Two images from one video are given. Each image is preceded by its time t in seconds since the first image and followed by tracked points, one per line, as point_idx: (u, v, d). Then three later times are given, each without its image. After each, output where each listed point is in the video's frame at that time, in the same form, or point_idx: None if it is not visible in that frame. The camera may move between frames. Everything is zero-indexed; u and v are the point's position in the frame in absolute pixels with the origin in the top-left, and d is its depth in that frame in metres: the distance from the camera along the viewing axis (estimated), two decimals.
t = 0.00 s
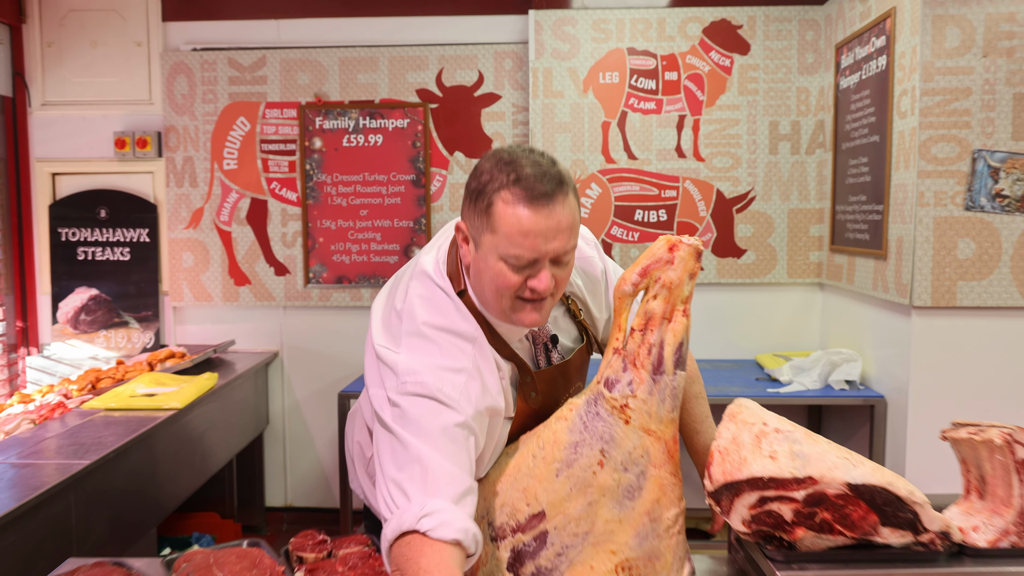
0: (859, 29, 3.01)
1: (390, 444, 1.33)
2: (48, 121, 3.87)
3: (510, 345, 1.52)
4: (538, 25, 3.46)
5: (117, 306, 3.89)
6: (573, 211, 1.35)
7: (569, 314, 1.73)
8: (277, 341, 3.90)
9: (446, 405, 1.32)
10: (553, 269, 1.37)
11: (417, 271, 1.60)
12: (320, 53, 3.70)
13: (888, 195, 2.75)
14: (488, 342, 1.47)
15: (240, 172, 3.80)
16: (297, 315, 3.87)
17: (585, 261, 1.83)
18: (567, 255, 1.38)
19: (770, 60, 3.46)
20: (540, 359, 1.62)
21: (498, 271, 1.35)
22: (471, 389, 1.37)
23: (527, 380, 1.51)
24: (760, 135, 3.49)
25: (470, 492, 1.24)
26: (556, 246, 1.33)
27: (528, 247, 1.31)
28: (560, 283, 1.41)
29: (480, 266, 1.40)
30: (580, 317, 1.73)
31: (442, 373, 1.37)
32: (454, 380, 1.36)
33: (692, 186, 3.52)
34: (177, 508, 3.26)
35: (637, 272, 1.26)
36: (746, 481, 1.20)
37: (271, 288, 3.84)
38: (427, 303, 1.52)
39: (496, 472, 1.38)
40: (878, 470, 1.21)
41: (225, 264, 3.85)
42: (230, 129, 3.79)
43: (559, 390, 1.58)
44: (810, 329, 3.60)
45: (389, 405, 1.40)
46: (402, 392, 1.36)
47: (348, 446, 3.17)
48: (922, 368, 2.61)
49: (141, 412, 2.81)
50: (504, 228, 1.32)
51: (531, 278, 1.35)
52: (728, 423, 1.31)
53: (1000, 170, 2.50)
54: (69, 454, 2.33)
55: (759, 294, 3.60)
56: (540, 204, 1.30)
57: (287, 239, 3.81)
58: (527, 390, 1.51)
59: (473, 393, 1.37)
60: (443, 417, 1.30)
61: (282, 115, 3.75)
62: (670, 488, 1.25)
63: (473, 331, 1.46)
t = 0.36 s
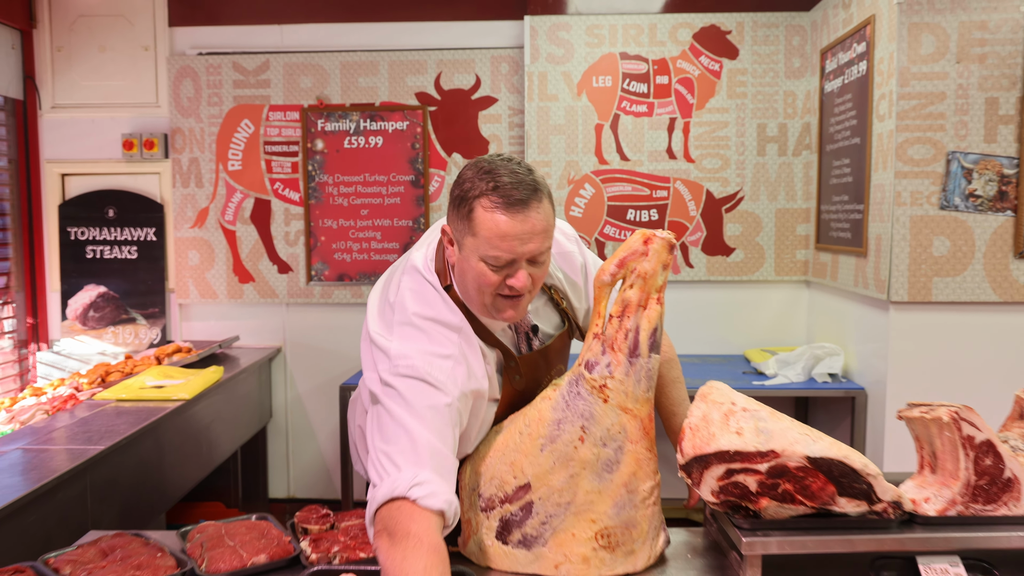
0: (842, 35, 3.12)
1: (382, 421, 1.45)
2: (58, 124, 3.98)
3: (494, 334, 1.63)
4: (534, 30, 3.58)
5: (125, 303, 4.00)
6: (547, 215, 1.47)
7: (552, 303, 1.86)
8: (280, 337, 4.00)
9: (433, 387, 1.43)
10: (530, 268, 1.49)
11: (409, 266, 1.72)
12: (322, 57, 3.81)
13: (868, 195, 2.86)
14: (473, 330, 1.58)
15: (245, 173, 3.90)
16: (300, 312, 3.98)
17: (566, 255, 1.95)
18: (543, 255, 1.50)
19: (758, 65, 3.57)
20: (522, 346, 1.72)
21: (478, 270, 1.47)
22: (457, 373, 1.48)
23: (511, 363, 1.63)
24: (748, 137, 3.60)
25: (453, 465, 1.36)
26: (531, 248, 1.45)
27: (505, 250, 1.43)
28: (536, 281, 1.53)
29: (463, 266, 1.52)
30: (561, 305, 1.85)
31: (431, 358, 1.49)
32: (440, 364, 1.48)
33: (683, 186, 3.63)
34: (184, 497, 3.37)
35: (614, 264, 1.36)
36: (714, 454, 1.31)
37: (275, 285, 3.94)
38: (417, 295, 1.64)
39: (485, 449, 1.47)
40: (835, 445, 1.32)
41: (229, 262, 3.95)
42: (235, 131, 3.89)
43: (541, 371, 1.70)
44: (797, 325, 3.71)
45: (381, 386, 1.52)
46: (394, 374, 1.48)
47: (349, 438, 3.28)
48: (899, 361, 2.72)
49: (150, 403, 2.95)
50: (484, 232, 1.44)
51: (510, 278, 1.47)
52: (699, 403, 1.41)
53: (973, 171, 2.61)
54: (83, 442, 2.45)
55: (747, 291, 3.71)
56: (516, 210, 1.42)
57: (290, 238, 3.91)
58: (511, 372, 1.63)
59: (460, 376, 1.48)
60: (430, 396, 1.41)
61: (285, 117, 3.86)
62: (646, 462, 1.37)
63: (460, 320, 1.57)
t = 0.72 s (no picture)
0: (835, 42, 3.19)
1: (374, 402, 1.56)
2: (67, 128, 4.04)
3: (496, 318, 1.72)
4: (534, 37, 3.66)
5: (133, 304, 4.08)
6: (548, 197, 1.56)
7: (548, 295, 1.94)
8: (285, 337, 4.07)
9: (422, 371, 1.53)
10: (536, 246, 1.58)
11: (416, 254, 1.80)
12: (326, 63, 3.89)
13: (860, 199, 2.94)
14: (472, 316, 1.66)
15: (250, 176, 3.97)
16: (304, 312, 4.04)
17: (562, 251, 2.05)
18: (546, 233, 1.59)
19: (753, 70, 3.65)
20: (521, 332, 1.81)
21: (489, 254, 1.55)
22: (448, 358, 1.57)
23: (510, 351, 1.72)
24: (743, 141, 3.68)
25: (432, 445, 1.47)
26: (537, 228, 1.54)
27: (513, 232, 1.52)
28: (542, 258, 1.62)
29: (473, 251, 1.59)
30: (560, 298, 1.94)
31: (423, 343, 1.58)
32: (431, 349, 1.57)
33: (680, 190, 3.71)
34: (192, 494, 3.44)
35: (610, 267, 1.43)
36: (705, 447, 1.38)
37: (280, 286, 4.01)
38: (422, 282, 1.72)
39: (487, 443, 1.54)
40: (819, 438, 1.39)
41: (235, 264, 4.02)
42: (241, 135, 3.96)
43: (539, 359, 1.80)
44: (792, 325, 3.79)
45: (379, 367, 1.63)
46: (388, 357, 1.58)
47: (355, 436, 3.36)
48: (890, 361, 2.79)
49: (161, 401, 3.04)
50: (492, 218, 1.52)
51: (518, 259, 1.56)
52: (690, 399, 1.47)
53: (960, 175, 2.70)
54: (97, 439, 2.52)
55: (743, 292, 3.79)
56: (520, 196, 1.50)
57: (294, 240, 3.98)
58: (511, 360, 1.72)
59: (450, 361, 1.57)
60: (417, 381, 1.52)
61: (290, 121, 3.94)
62: (639, 455, 1.45)
63: (456, 307, 1.65)
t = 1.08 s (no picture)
0: (834, 43, 3.21)
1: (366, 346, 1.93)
2: (70, 128, 4.07)
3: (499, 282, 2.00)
4: (535, 38, 3.68)
5: (136, 303, 4.10)
6: (551, 154, 1.80)
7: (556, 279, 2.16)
8: (287, 336, 4.09)
9: (403, 321, 1.87)
10: (541, 199, 1.82)
11: (428, 231, 2.17)
12: (328, 64, 3.92)
13: (859, 198, 2.95)
14: (462, 278, 1.97)
15: (253, 176, 4.00)
16: (306, 311, 4.07)
17: (574, 244, 2.34)
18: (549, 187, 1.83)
19: (753, 71, 3.67)
20: (525, 300, 2.03)
21: (498, 202, 1.80)
22: (436, 315, 1.91)
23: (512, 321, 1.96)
24: (743, 141, 3.70)
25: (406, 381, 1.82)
26: (541, 179, 1.78)
27: (517, 179, 1.76)
28: (544, 211, 1.86)
29: (484, 202, 1.84)
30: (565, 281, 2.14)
31: (411, 300, 1.91)
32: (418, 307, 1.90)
33: (679, 189, 3.73)
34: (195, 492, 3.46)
35: (610, 265, 1.46)
36: (702, 442, 1.40)
37: (282, 285, 4.04)
38: (430, 252, 2.06)
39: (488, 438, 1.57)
40: (816, 434, 1.41)
41: (238, 263, 4.05)
42: (243, 135, 3.99)
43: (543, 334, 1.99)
44: (791, 324, 3.81)
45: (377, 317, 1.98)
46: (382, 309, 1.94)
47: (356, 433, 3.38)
48: (887, 359, 2.82)
49: (165, 399, 3.07)
50: (501, 169, 1.77)
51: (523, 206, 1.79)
52: (688, 395, 1.50)
53: (958, 175, 2.72)
54: (103, 436, 2.55)
55: (742, 291, 3.81)
56: (523, 146, 1.75)
57: (296, 239, 4.01)
58: (512, 328, 1.95)
59: (437, 318, 1.90)
60: (402, 332, 1.85)
61: (292, 122, 3.97)
62: (638, 450, 1.48)
63: (447, 270, 1.99)
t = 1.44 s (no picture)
0: (833, 39, 3.21)
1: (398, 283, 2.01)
2: (69, 124, 4.07)
3: (527, 242, 1.97)
4: (533, 34, 3.69)
5: (135, 299, 4.10)
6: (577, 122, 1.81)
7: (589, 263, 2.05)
8: (286, 332, 4.09)
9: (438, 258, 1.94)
10: (569, 160, 1.82)
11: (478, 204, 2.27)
12: (327, 60, 3.92)
13: (857, 193, 2.96)
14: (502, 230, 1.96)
15: (252, 172, 4.01)
16: (305, 307, 4.07)
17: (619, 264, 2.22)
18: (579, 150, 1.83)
19: (751, 67, 3.67)
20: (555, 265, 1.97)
21: (527, 162, 1.80)
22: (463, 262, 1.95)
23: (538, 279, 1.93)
24: (741, 137, 3.70)
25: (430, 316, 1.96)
26: (566, 142, 1.77)
27: (546, 143, 1.76)
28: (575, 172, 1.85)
29: (516, 162, 1.86)
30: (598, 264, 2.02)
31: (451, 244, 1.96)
32: (445, 249, 1.94)
33: (678, 185, 3.73)
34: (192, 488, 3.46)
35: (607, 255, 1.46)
36: (700, 431, 1.40)
37: (281, 281, 4.04)
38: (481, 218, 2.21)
39: (486, 428, 1.57)
40: (813, 423, 1.42)
41: (237, 259, 4.05)
42: (242, 131, 3.99)
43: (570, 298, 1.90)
44: (789, 319, 3.82)
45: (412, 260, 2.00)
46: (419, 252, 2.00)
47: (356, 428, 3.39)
48: (885, 353, 2.83)
49: (164, 393, 3.08)
50: (531, 132, 1.78)
51: (552, 167, 1.80)
52: (686, 384, 1.50)
53: (955, 169, 2.73)
54: (102, 430, 2.55)
55: (740, 287, 3.82)
56: (550, 117, 1.77)
57: (295, 235, 4.01)
58: (538, 285, 1.91)
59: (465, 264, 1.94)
60: (430, 265, 1.94)
61: (291, 118, 3.97)
62: (636, 440, 1.48)
63: (479, 221, 1.98)
